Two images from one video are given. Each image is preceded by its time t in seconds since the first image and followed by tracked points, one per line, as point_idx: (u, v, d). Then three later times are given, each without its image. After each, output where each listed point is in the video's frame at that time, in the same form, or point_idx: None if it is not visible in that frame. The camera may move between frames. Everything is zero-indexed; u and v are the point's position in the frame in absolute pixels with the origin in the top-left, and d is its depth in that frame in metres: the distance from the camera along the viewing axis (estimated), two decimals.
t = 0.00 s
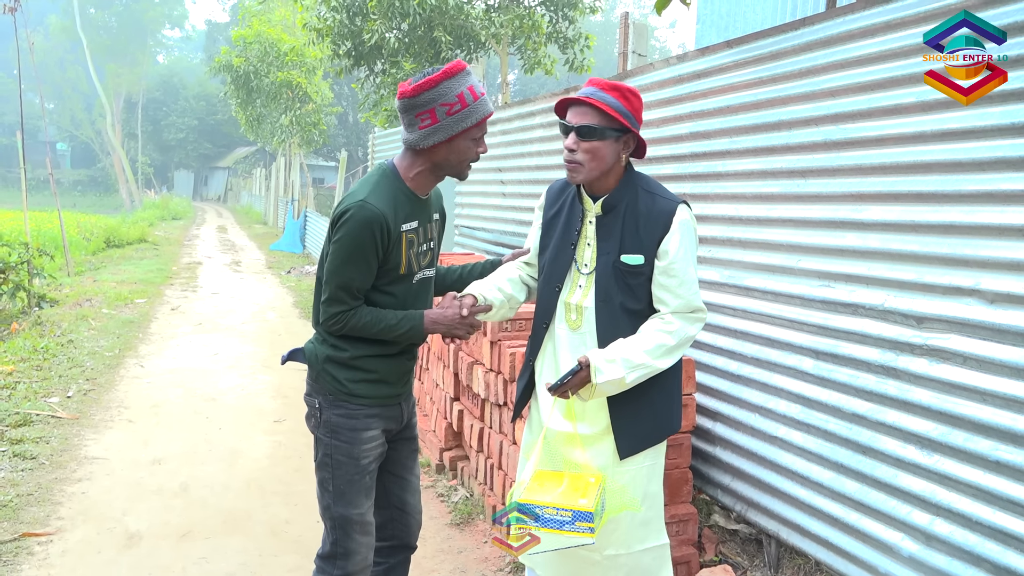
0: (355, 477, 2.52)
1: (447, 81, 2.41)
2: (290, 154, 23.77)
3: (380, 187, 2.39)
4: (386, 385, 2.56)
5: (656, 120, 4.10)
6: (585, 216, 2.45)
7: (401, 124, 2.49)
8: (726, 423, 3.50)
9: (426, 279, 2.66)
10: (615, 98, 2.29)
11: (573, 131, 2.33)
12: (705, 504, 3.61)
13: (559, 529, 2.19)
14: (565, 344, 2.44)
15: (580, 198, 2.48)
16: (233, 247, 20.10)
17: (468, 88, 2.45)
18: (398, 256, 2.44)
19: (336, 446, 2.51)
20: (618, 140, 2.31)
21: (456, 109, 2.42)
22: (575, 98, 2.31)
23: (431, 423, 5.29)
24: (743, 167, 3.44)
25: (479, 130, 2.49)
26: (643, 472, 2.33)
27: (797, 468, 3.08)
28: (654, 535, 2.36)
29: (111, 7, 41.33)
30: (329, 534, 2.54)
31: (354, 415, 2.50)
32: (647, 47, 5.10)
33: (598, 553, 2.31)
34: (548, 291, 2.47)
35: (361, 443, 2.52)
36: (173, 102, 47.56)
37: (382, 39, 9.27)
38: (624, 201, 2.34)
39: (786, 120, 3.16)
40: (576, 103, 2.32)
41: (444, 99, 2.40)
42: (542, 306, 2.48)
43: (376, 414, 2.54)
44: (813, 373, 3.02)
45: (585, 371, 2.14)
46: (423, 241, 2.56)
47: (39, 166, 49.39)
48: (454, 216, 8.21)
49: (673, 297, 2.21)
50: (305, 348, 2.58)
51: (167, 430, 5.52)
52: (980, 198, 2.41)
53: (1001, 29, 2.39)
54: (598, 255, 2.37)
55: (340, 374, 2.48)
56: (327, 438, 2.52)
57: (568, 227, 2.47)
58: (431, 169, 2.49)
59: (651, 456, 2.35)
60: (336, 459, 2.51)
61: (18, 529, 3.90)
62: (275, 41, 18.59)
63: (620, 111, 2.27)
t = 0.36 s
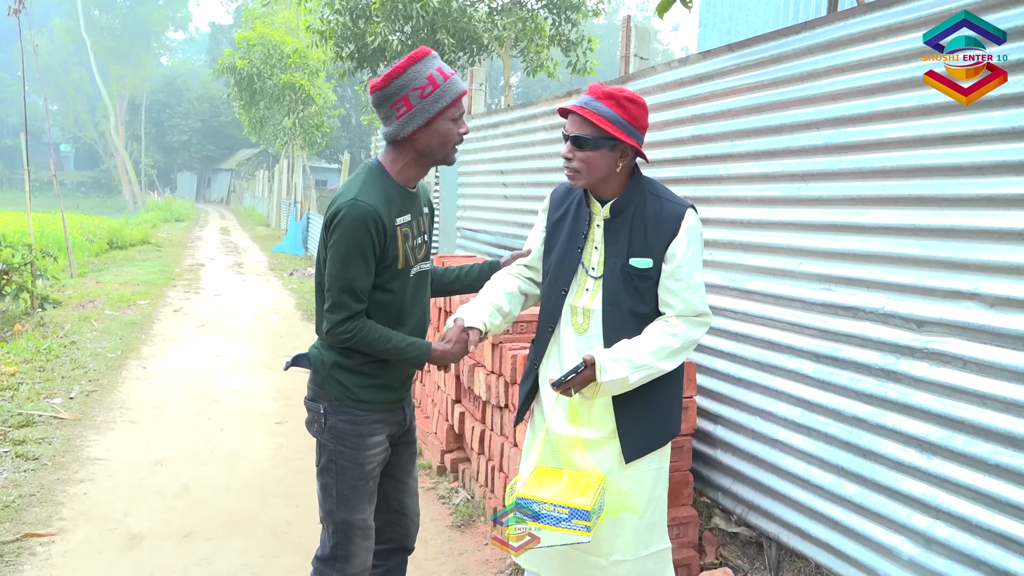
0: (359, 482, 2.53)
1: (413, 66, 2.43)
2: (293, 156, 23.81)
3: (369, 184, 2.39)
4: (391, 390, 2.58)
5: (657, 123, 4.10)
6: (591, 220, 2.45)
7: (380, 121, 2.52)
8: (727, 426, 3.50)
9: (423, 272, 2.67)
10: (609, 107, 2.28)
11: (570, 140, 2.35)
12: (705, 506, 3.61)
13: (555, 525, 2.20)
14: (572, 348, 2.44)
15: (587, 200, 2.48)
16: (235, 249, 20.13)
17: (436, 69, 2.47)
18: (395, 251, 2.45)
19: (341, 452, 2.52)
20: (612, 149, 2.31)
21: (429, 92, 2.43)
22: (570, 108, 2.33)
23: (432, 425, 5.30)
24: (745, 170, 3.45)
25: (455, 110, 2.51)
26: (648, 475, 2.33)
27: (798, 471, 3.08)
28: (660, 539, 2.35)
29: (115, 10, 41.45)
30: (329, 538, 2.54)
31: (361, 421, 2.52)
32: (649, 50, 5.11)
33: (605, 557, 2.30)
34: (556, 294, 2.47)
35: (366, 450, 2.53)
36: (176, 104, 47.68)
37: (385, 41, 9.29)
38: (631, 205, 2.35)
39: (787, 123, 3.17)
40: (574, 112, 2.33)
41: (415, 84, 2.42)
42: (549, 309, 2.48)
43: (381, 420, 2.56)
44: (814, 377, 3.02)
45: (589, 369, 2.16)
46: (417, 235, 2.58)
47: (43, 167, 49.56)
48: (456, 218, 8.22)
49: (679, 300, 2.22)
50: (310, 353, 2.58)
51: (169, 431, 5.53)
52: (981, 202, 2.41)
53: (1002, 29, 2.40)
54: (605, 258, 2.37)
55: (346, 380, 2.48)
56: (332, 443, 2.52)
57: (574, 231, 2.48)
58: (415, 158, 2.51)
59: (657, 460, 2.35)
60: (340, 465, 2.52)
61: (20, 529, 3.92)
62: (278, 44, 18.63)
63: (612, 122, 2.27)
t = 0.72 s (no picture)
0: (366, 488, 2.53)
1: (371, 56, 2.50)
2: (292, 158, 23.81)
3: (353, 184, 2.40)
4: (396, 395, 2.59)
5: (656, 124, 4.11)
6: (581, 221, 2.47)
7: (350, 119, 2.55)
8: (726, 427, 3.51)
9: (416, 267, 2.69)
10: (600, 105, 2.30)
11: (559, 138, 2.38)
12: (705, 508, 3.63)
13: (555, 532, 2.17)
14: (565, 350, 2.45)
15: (578, 202, 2.50)
16: (235, 251, 20.13)
17: (395, 54, 2.51)
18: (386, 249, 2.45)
19: (347, 459, 2.52)
20: (600, 148, 2.33)
21: (393, 75, 2.47)
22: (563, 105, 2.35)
23: (431, 426, 5.31)
24: (743, 172, 3.46)
25: (421, 91, 2.53)
26: (644, 476, 2.34)
27: (797, 472, 3.09)
28: (657, 540, 2.36)
29: (115, 12, 41.48)
30: (335, 544, 2.54)
31: (368, 427, 2.53)
32: (648, 52, 5.11)
33: (599, 558, 2.31)
34: (548, 296, 2.48)
35: (373, 456, 2.55)
36: (176, 107, 47.71)
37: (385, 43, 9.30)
38: (620, 206, 2.35)
39: (786, 125, 3.18)
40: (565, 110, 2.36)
41: (377, 71, 2.47)
42: (542, 312, 2.49)
43: (386, 425, 2.58)
44: (812, 378, 3.03)
45: (578, 376, 2.17)
46: (407, 228, 2.60)
47: (43, 169, 49.58)
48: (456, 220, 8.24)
49: (669, 301, 2.22)
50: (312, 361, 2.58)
51: (169, 433, 5.54)
52: (978, 204, 2.42)
53: (1002, 29, 2.40)
54: (595, 260, 2.38)
55: (349, 383, 2.49)
56: (338, 450, 2.52)
57: (565, 233, 2.49)
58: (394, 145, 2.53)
59: (652, 460, 2.36)
60: (346, 471, 2.52)
61: (20, 531, 3.92)
62: (278, 46, 18.64)
63: (601, 120, 2.28)
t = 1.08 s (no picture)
0: (359, 487, 2.54)
1: (444, 86, 2.46)
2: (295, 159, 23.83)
3: (374, 190, 2.40)
4: (384, 395, 2.58)
5: (658, 125, 4.11)
6: (579, 223, 2.47)
7: (393, 128, 2.52)
8: (728, 428, 3.51)
9: (417, 280, 2.65)
10: (598, 107, 2.29)
11: (557, 140, 2.37)
12: (706, 509, 3.63)
13: (547, 527, 2.20)
14: (562, 351, 2.45)
15: (574, 204, 2.49)
16: (238, 253, 20.13)
17: (462, 96, 2.51)
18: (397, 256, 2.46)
19: (338, 458, 2.53)
20: (599, 150, 2.32)
21: (451, 115, 2.47)
22: (558, 107, 2.34)
23: (433, 427, 5.31)
24: (745, 172, 3.46)
25: (468, 138, 2.55)
26: (644, 475, 2.34)
27: (799, 472, 3.09)
28: (658, 539, 2.37)
29: (118, 14, 41.54)
30: (335, 548, 2.55)
31: (356, 425, 2.52)
32: (650, 53, 5.11)
33: (600, 559, 2.31)
34: (546, 298, 2.47)
35: (363, 454, 2.54)
36: (179, 109, 47.78)
37: (387, 45, 9.31)
38: (617, 207, 2.36)
39: (787, 125, 3.18)
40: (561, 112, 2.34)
41: (441, 103, 2.45)
42: (540, 313, 2.48)
43: (375, 423, 2.57)
44: (815, 378, 3.02)
45: (579, 377, 2.17)
46: (415, 241, 2.58)
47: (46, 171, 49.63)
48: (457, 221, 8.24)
49: (668, 301, 2.22)
50: (301, 359, 2.58)
51: (171, 434, 5.54)
52: (980, 204, 2.42)
53: (1002, 29, 2.40)
54: (593, 260, 2.38)
55: (336, 383, 2.49)
56: (329, 450, 2.53)
57: (562, 234, 2.49)
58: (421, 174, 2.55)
59: (652, 459, 2.36)
60: (339, 471, 2.52)
61: (23, 532, 3.93)
62: (280, 47, 18.65)
63: (600, 122, 2.28)
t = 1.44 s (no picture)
0: (356, 482, 2.53)
1: (463, 95, 2.48)
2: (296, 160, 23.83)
3: (382, 193, 2.40)
4: (382, 390, 2.57)
5: (659, 125, 4.11)
6: (577, 224, 2.46)
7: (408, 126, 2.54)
8: (729, 428, 3.50)
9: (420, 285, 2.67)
10: (606, 108, 2.29)
11: (563, 145, 2.33)
12: (707, 509, 3.62)
13: (542, 523, 2.21)
14: (560, 351, 2.45)
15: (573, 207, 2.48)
16: (239, 254, 20.12)
17: (481, 109, 2.51)
18: (401, 260, 2.46)
19: (336, 452, 2.52)
20: (609, 151, 2.32)
21: (465, 123, 2.47)
22: (564, 112, 2.30)
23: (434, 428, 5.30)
24: (746, 172, 3.45)
25: (480, 151, 2.53)
26: (643, 475, 2.34)
27: (800, 473, 3.08)
28: (657, 538, 2.37)
29: (119, 15, 41.58)
30: (331, 542, 2.54)
31: (354, 419, 2.52)
32: (650, 53, 5.10)
33: (600, 559, 2.30)
34: (543, 298, 2.48)
35: (361, 449, 2.54)
36: (180, 109, 47.81)
37: (387, 45, 9.31)
38: (615, 208, 2.35)
39: (788, 125, 3.17)
40: (566, 116, 2.31)
41: (456, 110, 2.46)
42: (538, 313, 2.49)
43: (373, 419, 2.56)
44: (816, 378, 3.01)
45: (577, 374, 2.17)
46: (419, 247, 2.59)
47: (48, 172, 49.67)
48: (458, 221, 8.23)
49: (666, 302, 2.22)
50: (302, 354, 2.58)
51: (172, 435, 5.54)
52: (981, 204, 2.41)
53: (1002, 29, 2.39)
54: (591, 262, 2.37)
55: (336, 379, 2.49)
56: (327, 444, 2.53)
57: (560, 234, 2.49)
58: (428, 178, 2.54)
59: (650, 459, 2.36)
60: (336, 465, 2.52)
61: (23, 533, 3.93)
62: (281, 48, 18.65)
63: (611, 122, 2.28)
